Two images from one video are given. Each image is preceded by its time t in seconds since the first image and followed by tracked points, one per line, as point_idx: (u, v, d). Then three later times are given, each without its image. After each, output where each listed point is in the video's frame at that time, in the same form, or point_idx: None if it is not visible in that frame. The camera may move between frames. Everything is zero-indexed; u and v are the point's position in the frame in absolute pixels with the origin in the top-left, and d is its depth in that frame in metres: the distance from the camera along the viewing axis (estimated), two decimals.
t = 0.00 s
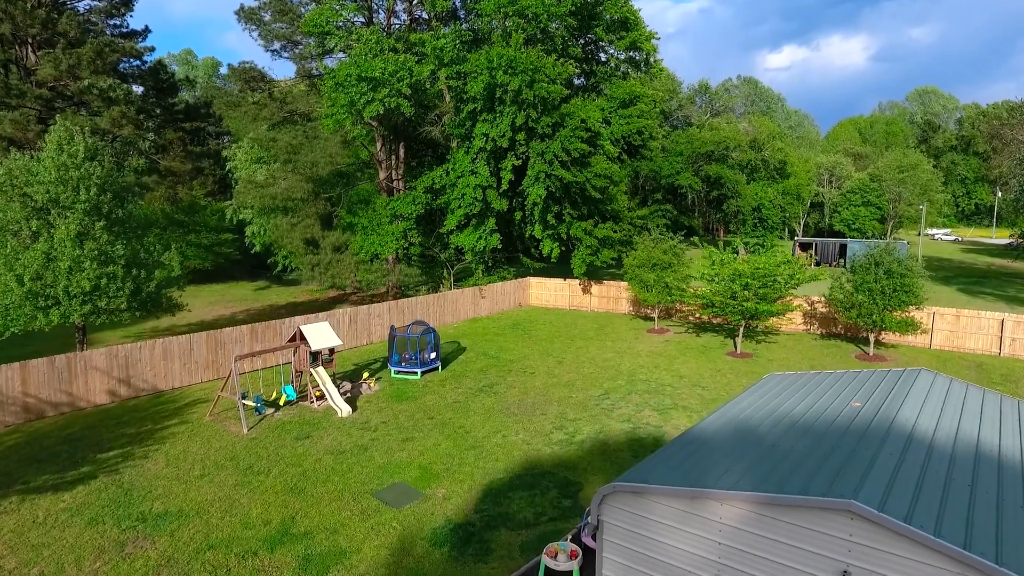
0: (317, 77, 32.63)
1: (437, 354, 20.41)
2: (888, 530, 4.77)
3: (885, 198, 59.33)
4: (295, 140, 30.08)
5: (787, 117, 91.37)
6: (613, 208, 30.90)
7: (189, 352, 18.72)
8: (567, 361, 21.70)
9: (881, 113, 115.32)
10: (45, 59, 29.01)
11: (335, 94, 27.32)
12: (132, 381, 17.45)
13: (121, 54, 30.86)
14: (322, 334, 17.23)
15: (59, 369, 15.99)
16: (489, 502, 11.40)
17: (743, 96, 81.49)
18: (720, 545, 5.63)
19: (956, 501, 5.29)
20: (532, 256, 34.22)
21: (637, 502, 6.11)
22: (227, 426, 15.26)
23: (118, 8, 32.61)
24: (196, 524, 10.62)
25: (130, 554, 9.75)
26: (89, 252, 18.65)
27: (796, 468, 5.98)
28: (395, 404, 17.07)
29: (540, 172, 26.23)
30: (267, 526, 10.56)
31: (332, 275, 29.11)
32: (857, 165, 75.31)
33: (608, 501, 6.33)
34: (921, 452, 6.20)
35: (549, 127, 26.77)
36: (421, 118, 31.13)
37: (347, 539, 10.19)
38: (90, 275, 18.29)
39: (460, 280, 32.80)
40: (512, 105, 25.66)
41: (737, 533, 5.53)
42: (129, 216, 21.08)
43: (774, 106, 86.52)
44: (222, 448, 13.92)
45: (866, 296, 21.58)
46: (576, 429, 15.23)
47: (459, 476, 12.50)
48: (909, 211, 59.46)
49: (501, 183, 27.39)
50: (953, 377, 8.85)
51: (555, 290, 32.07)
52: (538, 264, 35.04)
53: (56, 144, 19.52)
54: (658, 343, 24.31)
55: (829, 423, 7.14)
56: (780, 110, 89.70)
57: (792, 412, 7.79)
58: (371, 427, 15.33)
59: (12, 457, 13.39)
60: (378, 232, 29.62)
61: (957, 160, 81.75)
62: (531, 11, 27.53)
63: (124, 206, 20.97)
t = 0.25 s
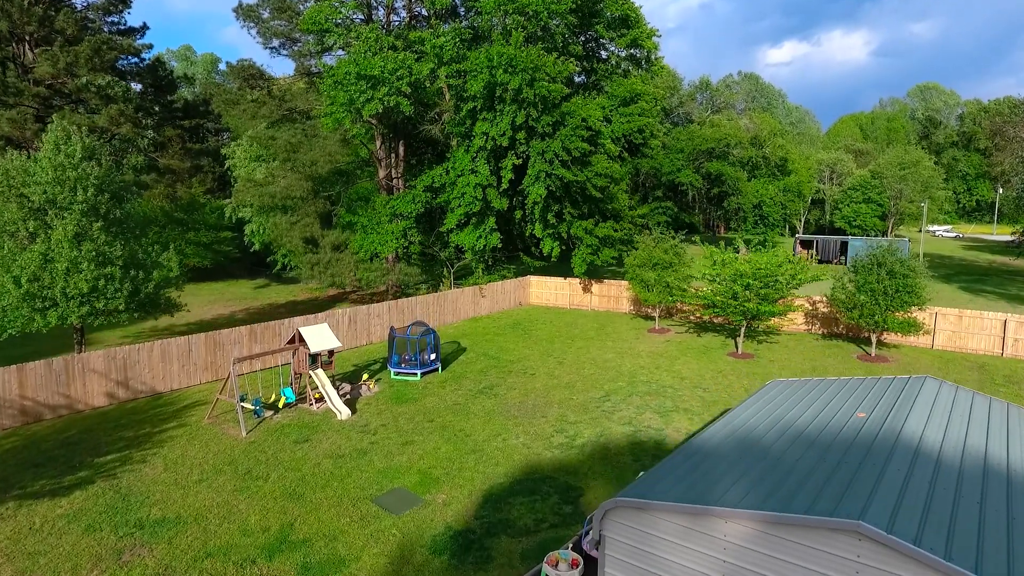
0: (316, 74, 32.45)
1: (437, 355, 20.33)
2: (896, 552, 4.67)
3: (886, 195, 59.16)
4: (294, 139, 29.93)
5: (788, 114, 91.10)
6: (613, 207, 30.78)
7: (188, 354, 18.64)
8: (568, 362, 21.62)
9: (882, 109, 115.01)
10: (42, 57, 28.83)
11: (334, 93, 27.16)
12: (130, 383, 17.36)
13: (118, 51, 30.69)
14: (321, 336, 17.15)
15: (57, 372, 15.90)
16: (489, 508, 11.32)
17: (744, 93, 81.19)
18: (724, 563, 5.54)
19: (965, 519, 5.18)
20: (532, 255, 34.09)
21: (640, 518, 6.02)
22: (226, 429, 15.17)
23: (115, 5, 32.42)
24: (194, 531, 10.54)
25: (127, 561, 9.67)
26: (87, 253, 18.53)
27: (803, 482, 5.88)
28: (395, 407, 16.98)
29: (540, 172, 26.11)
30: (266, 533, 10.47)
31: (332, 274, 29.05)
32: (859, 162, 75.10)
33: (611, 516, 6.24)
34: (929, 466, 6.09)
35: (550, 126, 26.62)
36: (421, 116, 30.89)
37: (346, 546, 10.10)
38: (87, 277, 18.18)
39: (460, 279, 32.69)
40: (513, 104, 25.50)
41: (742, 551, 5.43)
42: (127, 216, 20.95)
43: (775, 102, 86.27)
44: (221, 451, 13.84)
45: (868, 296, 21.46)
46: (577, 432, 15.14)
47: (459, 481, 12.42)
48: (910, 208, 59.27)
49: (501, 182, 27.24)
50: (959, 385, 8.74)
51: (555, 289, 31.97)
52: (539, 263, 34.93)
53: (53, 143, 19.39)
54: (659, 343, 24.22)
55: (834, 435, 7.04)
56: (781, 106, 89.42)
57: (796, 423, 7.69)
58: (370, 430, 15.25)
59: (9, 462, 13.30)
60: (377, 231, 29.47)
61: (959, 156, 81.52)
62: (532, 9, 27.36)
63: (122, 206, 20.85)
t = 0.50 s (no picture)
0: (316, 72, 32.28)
1: (437, 356, 20.24)
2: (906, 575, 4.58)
3: (888, 192, 58.96)
4: (293, 137, 29.75)
5: (789, 110, 90.81)
6: (614, 206, 30.63)
7: (187, 355, 18.54)
8: (568, 363, 21.52)
9: (884, 104, 114.66)
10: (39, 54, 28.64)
11: (333, 91, 26.98)
12: (129, 385, 17.27)
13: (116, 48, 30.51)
14: (320, 338, 17.04)
15: (54, 374, 15.81)
16: (489, 514, 11.23)
17: (745, 89, 80.87)
18: None
19: (975, 539, 5.07)
20: (532, 253, 33.96)
21: (643, 535, 5.92)
22: (225, 432, 15.08)
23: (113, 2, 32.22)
24: (192, 538, 10.45)
25: (125, 570, 9.59)
26: (85, 254, 18.41)
27: (809, 499, 5.78)
28: (394, 409, 16.88)
29: (541, 171, 25.97)
30: (264, 540, 10.37)
31: (332, 273, 28.97)
32: (860, 158, 74.87)
33: (613, 532, 6.14)
34: (937, 482, 5.98)
35: (550, 124, 26.46)
36: (421, 115, 30.69)
37: (345, 554, 10.02)
38: (85, 278, 18.07)
39: (460, 278, 32.55)
40: (513, 102, 25.34)
41: (747, 570, 5.33)
42: (125, 216, 20.81)
43: (776, 98, 86.03)
44: (220, 455, 13.75)
45: (871, 297, 21.34)
46: (578, 435, 15.04)
47: (458, 486, 12.33)
48: (912, 204, 59.04)
49: (501, 181, 27.06)
50: (966, 394, 8.63)
51: (556, 287, 31.86)
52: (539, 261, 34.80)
53: (50, 143, 19.24)
54: (660, 343, 24.12)
55: (840, 448, 6.93)
56: (782, 102, 89.13)
57: (801, 434, 7.59)
58: (370, 433, 15.16)
59: (6, 466, 13.20)
60: (377, 230, 29.31)
61: (960, 152, 81.26)
62: (532, 6, 27.16)
63: (119, 206, 20.71)
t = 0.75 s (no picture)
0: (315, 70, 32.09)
1: (437, 357, 20.14)
2: None
3: (889, 189, 58.77)
4: (292, 135, 29.53)
5: (790, 106, 90.52)
6: (615, 205, 30.47)
7: (185, 357, 18.45)
8: (569, 363, 21.41)
9: (885, 100, 114.31)
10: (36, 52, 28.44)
11: (332, 89, 26.81)
12: (127, 387, 17.17)
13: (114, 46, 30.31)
14: (319, 340, 16.93)
15: (52, 377, 15.71)
16: (489, 521, 11.14)
17: (746, 85, 80.65)
18: None
19: (985, 559, 4.97)
20: (533, 251, 33.84)
21: (645, 552, 5.80)
22: (223, 435, 14.99)
23: None
24: (189, 545, 10.36)
25: None
26: (82, 255, 18.29)
27: (815, 515, 5.69)
28: (394, 411, 16.78)
29: (541, 170, 25.81)
30: (262, 548, 10.28)
31: (331, 272, 28.88)
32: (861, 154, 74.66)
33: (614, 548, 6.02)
34: (946, 498, 5.88)
35: (551, 123, 26.29)
36: (421, 113, 30.57)
37: (344, 561, 9.93)
38: (83, 279, 17.95)
39: (460, 276, 32.43)
40: (513, 101, 25.17)
41: None
42: (123, 217, 20.67)
43: (777, 94, 85.80)
44: (218, 459, 13.65)
45: (873, 297, 21.21)
46: (578, 438, 14.94)
47: (458, 491, 12.24)
48: (913, 201, 58.88)
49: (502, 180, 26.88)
50: (972, 403, 8.53)
51: (556, 286, 31.76)
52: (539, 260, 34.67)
53: (46, 143, 19.09)
54: (661, 343, 24.02)
55: (846, 460, 6.83)
56: (783, 97, 88.83)
57: (806, 445, 7.48)
58: (370, 436, 15.06)
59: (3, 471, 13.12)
60: (377, 229, 29.15)
61: (962, 148, 81.05)
62: (533, 3, 26.95)
63: (117, 206, 20.58)
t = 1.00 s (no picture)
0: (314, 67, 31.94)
1: (436, 358, 20.04)
2: None
3: (890, 185, 58.57)
4: (291, 134, 29.26)
5: (791, 101, 90.29)
6: (616, 204, 30.32)
7: (184, 358, 18.36)
8: (570, 364, 21.32)
9: (886, 96, 113.98)
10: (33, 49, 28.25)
11: (331, 87, 26.63)
12: (125, 389, 17.08)
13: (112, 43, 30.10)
14: (319, 342, 16.82)
15: (49, 379, 15.61)
16: (489, 527, 11.05)
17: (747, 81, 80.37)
18: None
19: None
20: (533, 250, 33.72)
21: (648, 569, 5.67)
22: (222, 438, 14.91)
23: None
24: (187, 553, 10.27)
25: None
26: (80, 256, 18.16)
27: (822, 534, 5.58)
28: (394, 413, 16.68)
29: (542, 169, 25.66)
30: (260, 556, 10.19)
31: (331, 271, 28.82)
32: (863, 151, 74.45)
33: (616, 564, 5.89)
34: (954, 515, 5.79)
35: (552, 122, 26.12)
36: (421, 111, 30.43)
37: (343, 570, 9.84)
38: (81, 280, 17.84)
39: (460, 275, 32.31)
40: (513, 99, 25.02)
41: None
42: (120, 217, 20.53)
43: (778, 90, 85.70)
44: (217, 463, 13.57)
45: (876, 298, 21.10)
46: (579, 442, 14.84)
47: (458, 497, 12.16)
48: (914, 198, 58.74)
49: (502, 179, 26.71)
50: (977, 412, 8.44)
51: (557, 285, 31.66)
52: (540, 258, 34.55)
53: (43, 143, 18.94)
54: (662, 343, 23.92)
55: (852, 475, 6.72)
56: (784, 93, 88.56)
57: (811, 456, 7.37)
58: (370, 439, 14.98)
59: None
60: (376, 228, 28.99)
61: (963, 144, 80.82)
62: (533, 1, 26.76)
63: (115, 206, 20.44)
